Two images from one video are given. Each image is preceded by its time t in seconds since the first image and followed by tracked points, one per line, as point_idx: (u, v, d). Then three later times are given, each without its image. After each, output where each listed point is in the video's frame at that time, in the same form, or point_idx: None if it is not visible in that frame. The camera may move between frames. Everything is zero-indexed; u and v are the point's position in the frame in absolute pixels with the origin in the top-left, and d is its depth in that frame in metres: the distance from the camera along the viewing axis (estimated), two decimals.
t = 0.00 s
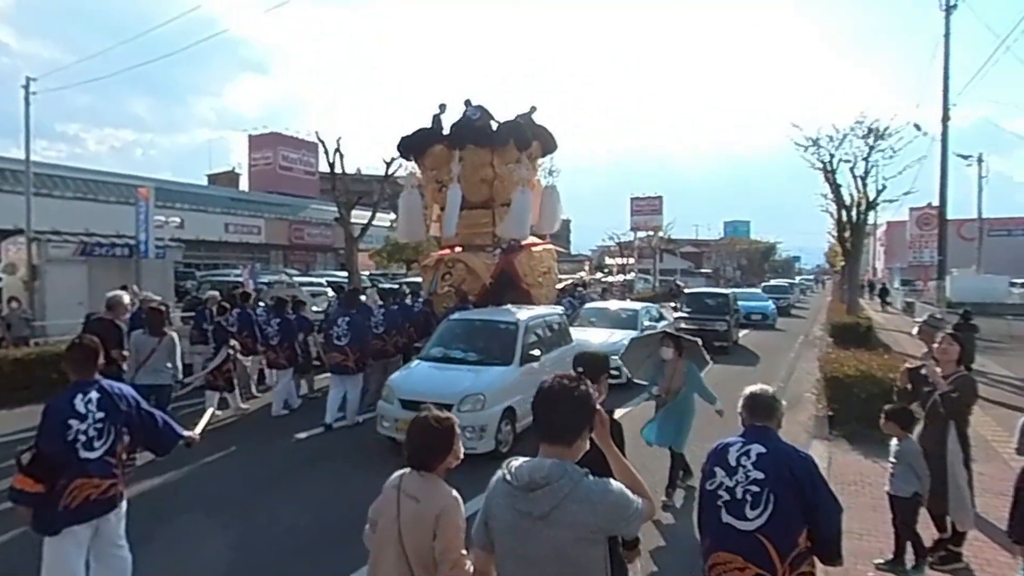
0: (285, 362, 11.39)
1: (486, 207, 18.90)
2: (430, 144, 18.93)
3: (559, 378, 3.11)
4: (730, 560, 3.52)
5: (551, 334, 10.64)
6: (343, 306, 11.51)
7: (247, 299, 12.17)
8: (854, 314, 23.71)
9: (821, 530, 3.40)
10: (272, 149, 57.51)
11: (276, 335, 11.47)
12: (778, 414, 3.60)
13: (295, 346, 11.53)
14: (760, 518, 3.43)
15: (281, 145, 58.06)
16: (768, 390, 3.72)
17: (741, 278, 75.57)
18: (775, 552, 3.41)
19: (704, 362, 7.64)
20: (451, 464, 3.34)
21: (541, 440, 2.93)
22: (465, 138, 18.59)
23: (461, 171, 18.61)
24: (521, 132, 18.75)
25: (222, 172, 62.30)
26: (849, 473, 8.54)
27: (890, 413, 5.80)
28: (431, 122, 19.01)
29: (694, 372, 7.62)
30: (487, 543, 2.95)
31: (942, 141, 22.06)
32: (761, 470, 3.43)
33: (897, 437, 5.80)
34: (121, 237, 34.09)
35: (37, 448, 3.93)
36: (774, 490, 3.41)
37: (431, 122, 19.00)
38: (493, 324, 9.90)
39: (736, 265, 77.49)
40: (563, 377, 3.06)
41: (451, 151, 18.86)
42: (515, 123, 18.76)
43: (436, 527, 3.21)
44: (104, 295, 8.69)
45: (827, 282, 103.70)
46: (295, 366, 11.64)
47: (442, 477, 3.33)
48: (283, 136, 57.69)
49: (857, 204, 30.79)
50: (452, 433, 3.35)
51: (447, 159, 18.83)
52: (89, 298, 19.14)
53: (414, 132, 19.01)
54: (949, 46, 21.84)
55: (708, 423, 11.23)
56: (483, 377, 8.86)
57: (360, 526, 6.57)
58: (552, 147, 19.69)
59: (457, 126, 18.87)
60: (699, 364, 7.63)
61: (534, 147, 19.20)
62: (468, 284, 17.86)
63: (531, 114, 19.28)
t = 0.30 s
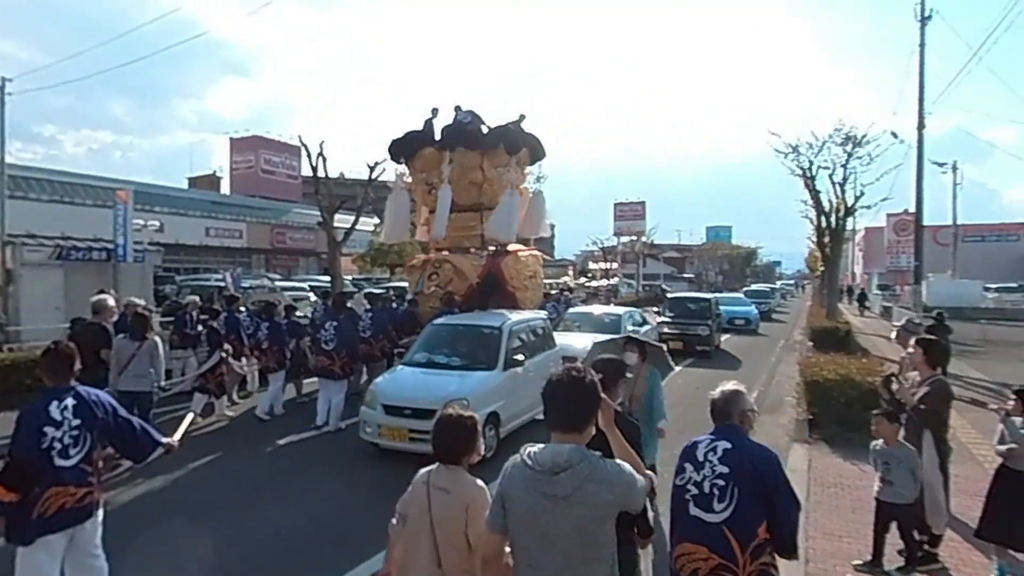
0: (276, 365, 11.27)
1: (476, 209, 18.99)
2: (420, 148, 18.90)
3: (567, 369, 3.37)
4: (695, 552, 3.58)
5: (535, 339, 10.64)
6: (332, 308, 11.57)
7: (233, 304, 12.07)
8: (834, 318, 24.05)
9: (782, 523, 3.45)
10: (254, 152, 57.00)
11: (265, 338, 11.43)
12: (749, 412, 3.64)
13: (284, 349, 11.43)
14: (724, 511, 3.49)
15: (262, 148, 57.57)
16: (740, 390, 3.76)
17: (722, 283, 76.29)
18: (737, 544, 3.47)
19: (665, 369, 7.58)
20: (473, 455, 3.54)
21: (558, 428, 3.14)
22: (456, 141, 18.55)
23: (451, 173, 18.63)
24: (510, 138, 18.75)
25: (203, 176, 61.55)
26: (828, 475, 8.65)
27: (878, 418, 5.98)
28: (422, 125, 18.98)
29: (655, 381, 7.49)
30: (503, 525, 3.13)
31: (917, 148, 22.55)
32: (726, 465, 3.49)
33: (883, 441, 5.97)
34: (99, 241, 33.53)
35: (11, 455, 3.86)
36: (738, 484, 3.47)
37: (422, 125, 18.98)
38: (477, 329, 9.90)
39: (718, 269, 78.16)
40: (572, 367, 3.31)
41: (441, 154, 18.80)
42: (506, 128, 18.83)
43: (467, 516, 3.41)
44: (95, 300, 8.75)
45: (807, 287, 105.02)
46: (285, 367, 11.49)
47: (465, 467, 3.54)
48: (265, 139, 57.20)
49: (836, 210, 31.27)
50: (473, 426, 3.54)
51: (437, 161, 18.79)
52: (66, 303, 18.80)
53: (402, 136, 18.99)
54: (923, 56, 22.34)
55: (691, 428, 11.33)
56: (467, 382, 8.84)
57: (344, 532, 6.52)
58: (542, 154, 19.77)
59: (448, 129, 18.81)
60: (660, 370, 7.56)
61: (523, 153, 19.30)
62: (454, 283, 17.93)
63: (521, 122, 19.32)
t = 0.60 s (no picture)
0: (266, 370, 11.33)
1: (465, 215, 18.91)
2: (413, 152, 18.87)
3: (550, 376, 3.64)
4: (678, 550, 3.71)
5: (520, 346, 10.68)
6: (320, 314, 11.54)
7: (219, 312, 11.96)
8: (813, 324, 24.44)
9: (759, 531, 3.51)
10: (235, 156, 56.47)
11: (255, 343, 11.36)
12: (742, 419, 3.69)
13: (274, 355, 11.43)
14: (706, 513, 3.60)
15: (244, 152, 57.07)
16: (741, 398, 3.80)
17: (703, 289, 77.05)
18: (714, 546, 3.57)
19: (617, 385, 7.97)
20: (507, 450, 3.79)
21: (550, 425, 3.38)
22: (448, 146, 18.59)
23: (444, 176, 18.55)
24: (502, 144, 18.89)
25: (181, 180, 60.68)
26: (810, 480, 8.81)
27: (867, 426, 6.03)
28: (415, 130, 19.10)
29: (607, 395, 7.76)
30: (504, 519, 3.29)
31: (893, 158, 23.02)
32: (711, 469, 3.59)
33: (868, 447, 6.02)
34: (75, 245, 32.91)
35: None
36: (720, 489, 3.57)
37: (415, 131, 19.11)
38: (462, 336, 9.91)
39: (699, 275, 78.91)
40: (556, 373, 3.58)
41: (432, 158, 18.75)
42: (499, 136, 18.94)
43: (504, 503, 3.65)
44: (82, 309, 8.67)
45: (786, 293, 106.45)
46: (278, 372, 11.61)
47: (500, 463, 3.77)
48: (246, 143, 56.70)
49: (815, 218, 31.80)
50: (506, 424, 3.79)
51: (429, 165, 18.72)
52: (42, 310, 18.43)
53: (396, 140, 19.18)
54: (898, 68, 22.86)
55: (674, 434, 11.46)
56: (453, 390, 8.84)
57: (329, 540, 6.50)
58: (532, 164, 19.80)
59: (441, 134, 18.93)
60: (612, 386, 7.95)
61: (513, 161, 19.49)
62: (441, 285, 17.89)
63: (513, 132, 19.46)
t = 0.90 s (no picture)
0: (265, 374, 11.38)
1: (458, 219, 18.87)
2: (410, 157, 19.11)
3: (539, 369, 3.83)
4: (676, 538, 3.85)
5: (509, 350, 10.73)
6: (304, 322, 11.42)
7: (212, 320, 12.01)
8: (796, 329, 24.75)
9: (751, 526, 3.56)
10: (219, 160, 56.03)
11: (254, 348, 11.25)
12: (749, 419, 3.82)
13: (275, 358, 11.48)
14: (702, 504, 3.73)
15: (228, 156, 56.65)
16: (756, 400, 3.91)
17: (688, 293, 77.64)
18: (707, 537, 3.68)
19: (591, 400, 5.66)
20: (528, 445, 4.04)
21: (539, 414, 3.55)
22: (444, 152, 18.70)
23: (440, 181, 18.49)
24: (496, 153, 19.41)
25: (163, 183, 60.00)
26: (796, 482, 8.96)
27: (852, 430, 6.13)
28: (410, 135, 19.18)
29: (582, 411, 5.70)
30: (503, 502, 3.50)
31: (874, 165, 23.44)
32: (712, 463, 3.73)
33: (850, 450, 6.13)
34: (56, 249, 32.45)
35: None
36: (718, 484, 3.67)
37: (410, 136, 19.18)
38: (452, 341, 9.95)
39: (684, 280, 79.49)
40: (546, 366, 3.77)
41: (428, 163, 18.86)
42: (493, 144, 19.40)
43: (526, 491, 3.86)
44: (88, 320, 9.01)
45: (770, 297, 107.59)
46: (273, 377, 11.63)
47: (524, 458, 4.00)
48: (230, 146, 56.27)
49: (798, 223, 32.24)
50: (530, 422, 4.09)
51: (423, 169, 18.85)
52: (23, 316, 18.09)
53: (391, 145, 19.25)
54: (877, 76, 23.28)
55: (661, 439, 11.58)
56: (444, 395, 8.88)
57: (320, 544, 6.53)
58: (524, 172, 20.14)
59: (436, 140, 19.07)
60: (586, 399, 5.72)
61: (505, 169, 19.87)
62: (433, 287, 17.87)
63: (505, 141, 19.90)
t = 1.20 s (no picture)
0: (264, 379, 11.53)
1: (452, 224, 18.82)
2: (403, 162, 19.14)
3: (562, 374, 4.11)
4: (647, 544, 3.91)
5: (498, 355, 10.77)
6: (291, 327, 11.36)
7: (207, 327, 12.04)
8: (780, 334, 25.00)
9: (712, 528, 3.61)
10: (204, 163, 55.56)
11: (254, 354, 11.51)
12: (720, 428, 3.95)
13: (272, 363, 11.61)
14: (669, 510, 3.80)
15: (213, 160, 56.19)
16: (729, 412, 4.03)
17: (673, 299, 78.10)
18: (670, 539, 3.74)
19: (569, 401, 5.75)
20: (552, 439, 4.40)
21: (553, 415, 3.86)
22: (440, 158, 18.92)
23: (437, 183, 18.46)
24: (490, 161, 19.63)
25: (146, 186, 59.28)
26: (782, 485, 9.07)
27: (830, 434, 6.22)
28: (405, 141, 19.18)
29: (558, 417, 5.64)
30: (517, 492, 3.90)
31: (856, 172, 23.82)
32: (681, 468, 3.83)
33: (828, 454, 6.22)
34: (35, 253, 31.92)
35: None
36: (682, 488, 3.77)
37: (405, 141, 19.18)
38: (441, 347, 9.95)
39: (670, 285, 79.97)
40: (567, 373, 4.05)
41: (422, 167, 18.85)
42: (487, 152, 19.57)
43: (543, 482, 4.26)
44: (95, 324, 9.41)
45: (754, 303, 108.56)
46: (271, 383, 11.76)
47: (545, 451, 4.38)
48: (215, 150, 55.83)
49: (782, 230, 32.65)
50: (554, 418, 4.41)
51: (418, 175, 18.78)
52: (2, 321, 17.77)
53: (387, 151, 19.34)
54: (859, 85, 23.67)
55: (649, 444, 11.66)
56: (433, 400, 8.88)
57: (309, 550, 6.49)
58: (517, 181, 20.22)
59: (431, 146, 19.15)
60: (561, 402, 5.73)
61: (498, 177, 19.98)
62: (426, 288, 17.96)
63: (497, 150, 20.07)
